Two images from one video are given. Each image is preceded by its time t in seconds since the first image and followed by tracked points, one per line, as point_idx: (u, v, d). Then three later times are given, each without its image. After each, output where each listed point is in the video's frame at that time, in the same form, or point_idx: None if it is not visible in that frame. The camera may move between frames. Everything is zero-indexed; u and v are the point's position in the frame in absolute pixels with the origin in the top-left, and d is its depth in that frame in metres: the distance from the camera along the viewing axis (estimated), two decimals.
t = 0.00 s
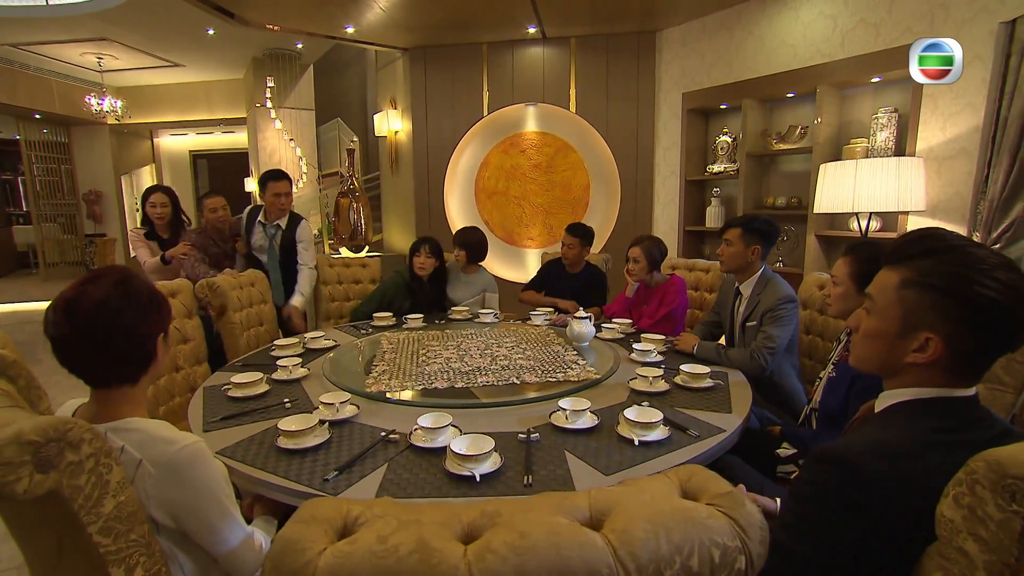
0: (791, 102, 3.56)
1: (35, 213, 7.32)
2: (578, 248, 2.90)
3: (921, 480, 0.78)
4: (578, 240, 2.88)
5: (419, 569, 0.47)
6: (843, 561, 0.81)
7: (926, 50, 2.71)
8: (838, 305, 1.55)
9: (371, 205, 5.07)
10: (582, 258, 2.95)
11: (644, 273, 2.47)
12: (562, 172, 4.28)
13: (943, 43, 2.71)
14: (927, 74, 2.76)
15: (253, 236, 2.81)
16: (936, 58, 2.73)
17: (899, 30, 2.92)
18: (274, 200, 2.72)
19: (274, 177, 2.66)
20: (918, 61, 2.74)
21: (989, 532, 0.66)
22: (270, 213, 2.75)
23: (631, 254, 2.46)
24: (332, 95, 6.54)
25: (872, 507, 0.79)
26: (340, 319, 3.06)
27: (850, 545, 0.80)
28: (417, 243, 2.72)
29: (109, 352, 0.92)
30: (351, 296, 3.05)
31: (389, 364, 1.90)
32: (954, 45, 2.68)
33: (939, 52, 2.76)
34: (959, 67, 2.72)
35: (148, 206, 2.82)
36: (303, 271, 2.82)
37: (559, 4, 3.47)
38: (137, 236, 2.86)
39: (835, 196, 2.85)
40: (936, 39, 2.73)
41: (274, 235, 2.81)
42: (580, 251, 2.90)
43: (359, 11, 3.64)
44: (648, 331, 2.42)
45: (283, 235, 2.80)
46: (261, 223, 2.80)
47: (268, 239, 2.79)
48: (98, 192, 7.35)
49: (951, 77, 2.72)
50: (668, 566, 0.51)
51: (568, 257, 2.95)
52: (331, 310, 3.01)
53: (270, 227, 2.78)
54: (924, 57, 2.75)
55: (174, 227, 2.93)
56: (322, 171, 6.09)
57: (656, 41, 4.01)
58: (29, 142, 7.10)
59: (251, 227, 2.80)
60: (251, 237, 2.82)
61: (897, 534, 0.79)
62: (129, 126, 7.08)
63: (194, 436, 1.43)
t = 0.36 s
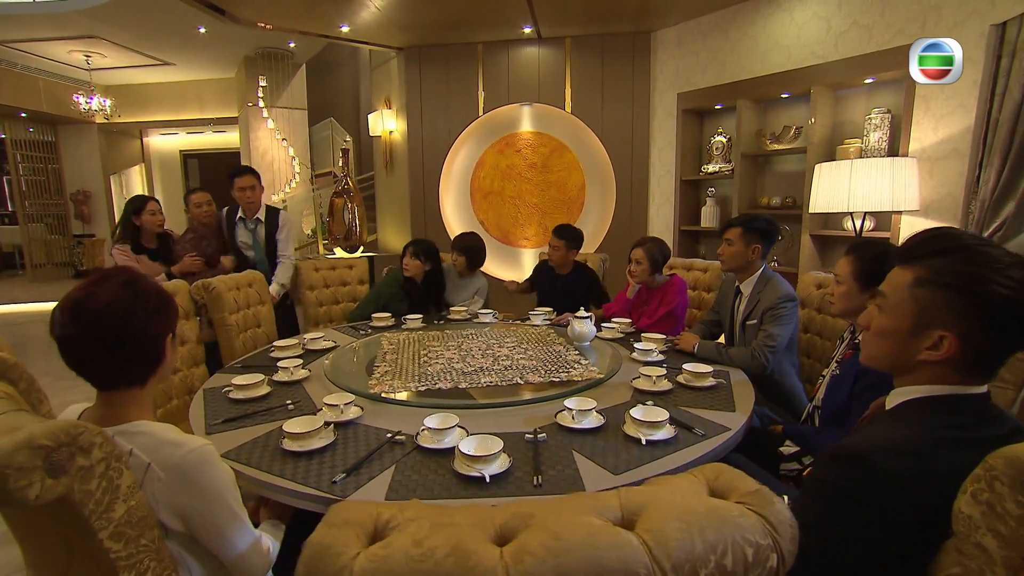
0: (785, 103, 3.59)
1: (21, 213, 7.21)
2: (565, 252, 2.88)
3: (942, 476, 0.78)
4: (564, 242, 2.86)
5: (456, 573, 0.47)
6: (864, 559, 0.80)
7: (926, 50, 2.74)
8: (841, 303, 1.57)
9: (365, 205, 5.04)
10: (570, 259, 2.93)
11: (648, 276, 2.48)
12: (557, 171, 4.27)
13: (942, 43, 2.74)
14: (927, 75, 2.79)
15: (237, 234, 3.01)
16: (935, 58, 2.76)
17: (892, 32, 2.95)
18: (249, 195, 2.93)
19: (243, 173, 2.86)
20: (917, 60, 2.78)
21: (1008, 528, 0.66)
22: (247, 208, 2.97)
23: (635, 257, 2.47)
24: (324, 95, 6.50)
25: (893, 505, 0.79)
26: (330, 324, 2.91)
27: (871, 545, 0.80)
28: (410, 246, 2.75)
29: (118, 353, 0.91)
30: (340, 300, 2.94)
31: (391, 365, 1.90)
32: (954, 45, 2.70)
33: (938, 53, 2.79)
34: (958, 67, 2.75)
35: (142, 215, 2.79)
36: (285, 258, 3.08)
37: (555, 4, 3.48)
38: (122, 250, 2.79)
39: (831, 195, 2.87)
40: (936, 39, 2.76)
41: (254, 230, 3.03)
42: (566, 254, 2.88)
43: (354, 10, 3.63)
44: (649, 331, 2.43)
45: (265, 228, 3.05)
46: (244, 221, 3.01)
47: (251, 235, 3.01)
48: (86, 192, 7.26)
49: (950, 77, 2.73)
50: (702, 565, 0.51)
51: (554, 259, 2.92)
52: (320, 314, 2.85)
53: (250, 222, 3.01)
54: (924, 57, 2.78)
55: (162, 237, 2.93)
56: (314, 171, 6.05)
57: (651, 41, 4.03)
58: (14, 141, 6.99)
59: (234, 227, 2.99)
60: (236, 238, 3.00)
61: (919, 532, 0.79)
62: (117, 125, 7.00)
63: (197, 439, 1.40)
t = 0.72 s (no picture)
0: (779, 103, 3.62)
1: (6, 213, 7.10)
2: (553, 244, 2.85)
3: (960, 473, 0.79)
4: (549, 234, 2.84)
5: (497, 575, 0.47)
6: (883, 556, 0.81)
7: (926, 50, 2.75)
8: (842, 302, 1.59)
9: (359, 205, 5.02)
10: (557, 252, 2.89)
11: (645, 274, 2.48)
12: (552, 171, 4.27)
13: (943, 43, 2.74)
14: (927, 74, 2.80)
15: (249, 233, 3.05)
16: (935, 58, 2.77)
17: (885, 34, 2.98)
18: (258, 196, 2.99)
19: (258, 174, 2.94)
20: (917, 61, 2.80)
21: None
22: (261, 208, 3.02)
23: (634, 255, 2.47)
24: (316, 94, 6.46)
25: (912, 501, 0.80)
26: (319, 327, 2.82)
27: (890, 541, 0.80)
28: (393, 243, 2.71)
29: (129, 355, 0.90)
30: (332, 301, 2.86)
31: (393, 366, 1.89)
32: (954, 45, 2.70)
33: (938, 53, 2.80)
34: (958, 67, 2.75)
35: (137, 211, 2.75)
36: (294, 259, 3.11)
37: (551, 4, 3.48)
38: (122, 246, 2.74)
39: (826, 195, 2.90)
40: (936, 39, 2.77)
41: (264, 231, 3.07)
42: (551, 246, 2.86)
43: (348, 9, 3.61)
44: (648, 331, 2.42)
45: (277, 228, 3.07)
46: (257, 219, 3.05)
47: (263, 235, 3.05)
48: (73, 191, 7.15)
49: (951, 77, 2.73)
50: (739, 564, 0.51)
51: (541, 252, 2.89)
52: (314, 317, 2.77)
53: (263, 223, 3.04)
54: (924, 57, 2.80)
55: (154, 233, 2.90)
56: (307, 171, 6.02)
57: (646, 42, 4.04)
58: None
59: (247, 224, 3.03)
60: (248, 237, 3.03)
61: (939, 529, 0.79)
62: (105, 124, 6.90)
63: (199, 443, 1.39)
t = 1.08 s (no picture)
0: (772, 104, 3.66)
1: None
2: (553, 245, 2.85)
3: (975, 469, 0.80)
4: (550, 234, 2.84)
5: None
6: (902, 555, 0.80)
7: (926, 50, 2.79)
8: (844, 301, 1.61)
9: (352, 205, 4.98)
10: (557, 254, 2.89)
11: (642, 274, 2.49)
12: (547, 171, 4.27)
13: (943, 43, 2.77)
14: (927, 74, 2.84)
15: (253, 231, 3.03)
16: (935, 59, 2.80)
17: (876, 36, 3.02)
18: (263, 193, 3.00)
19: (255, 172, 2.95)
20: (918, 60, 2.83)
21: None
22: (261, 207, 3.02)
23: (630, 254, 2.47)
24: (307, 94, 6.42)
25: (929, 499, 0.80)
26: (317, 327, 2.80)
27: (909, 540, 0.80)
28: (387, 245, 2.68)
29: (139, 358, 0.88)
30: (329, 302, 2.84)
31: (396, 366, 1.87)
32: (954, 44, 2.73)
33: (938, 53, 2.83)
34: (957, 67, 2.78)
35: (126, 203, 2.72)
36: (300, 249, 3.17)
37: (546, 5, 3.48)
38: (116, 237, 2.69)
39: (820, 196, 2.93)
40: (936, 39, 2.80)
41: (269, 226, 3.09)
42: (552, 246, 2.85)
43: (342, 9, 3.59)
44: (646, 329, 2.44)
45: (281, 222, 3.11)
46: (259, 217, 3.05)
47: (268, 230, 3.06)
48: (58, 191, 7.05)
49: (951, 76, 2.75)
50: (777, 561, 0.51)
51: (542, 252, 2.89)
52: (310, 318, 2.75)
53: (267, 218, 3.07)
54: (924, 57, 2.83)
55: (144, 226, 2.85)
56: (298, 171, 5.98)
57: (640, 43, 4.06)
58: None
59: (250, 223, 3.01)
60: (252, 234, 3.03)
61: (956, 525, 0.79)
62: (92, 123, 6.81)
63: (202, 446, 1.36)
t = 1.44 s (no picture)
0: (764, 106, 3.70)
1: None
2: (556, 242, 2.85)
3: (989, 467, 0.81)
4: (553, 232, 2.84)
5: None
6: (918, 553, 0.81)
7: (926, 50, 2.75)
8: (844, 300, 1.63)
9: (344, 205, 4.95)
10: (560, 251, 2.89)
11: (640, 274, 2.50)
12: (541, 171, 4.27)
13: (943, 43, 2.74)
14: (927, 74, 2.80)
15: (252, 230, 3.00)
16: (936, 59, 2.76)
17: (867, 39, 3.06)
18: (257, 192, 2.95)
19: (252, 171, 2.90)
20: (918, 60, 2.80)
21: None
22: (259, 206, 2.98)
23: (628, 253, 2.47)
24: (297, 93, 6.37)
25: (944, 496, 0.81)
26: (313, 329, 2.78)
27: (927, 538, 0.80)
28: (385, 246, 2.66)
29: (150, 360, 0.86)
30: (325, 303, 2.82)
31: (397, 367, 1.86)
32: (955, 45, 2.69)
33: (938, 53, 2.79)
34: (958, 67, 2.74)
35: (136, 204, 2.71)
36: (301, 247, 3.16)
37: (541, 5, 3.48)
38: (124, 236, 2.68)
39: (814, 196, 2.96)
40: (936, 39, 2.77)
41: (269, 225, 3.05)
42: (555, 243, 2.85)
43: (336, 8, 3.56)
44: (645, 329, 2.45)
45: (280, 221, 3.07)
46: (258, 216, 3.00)
47: (268, 229, 3.03)
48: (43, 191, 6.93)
49: (951, 76, 2.72)
50: (814, 558, 0.51)
51: (545, 250, 2.89)
52: (306, 319, 2.72)
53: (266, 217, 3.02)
54: (924, 57, 2.80)
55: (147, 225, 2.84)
56: (289, 171, 5.94)
57: (633, 44, 4.08)
58: None
59: (249, 221, 2.97)
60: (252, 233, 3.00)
61: (971, 522, 0.80)
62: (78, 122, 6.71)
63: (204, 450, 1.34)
